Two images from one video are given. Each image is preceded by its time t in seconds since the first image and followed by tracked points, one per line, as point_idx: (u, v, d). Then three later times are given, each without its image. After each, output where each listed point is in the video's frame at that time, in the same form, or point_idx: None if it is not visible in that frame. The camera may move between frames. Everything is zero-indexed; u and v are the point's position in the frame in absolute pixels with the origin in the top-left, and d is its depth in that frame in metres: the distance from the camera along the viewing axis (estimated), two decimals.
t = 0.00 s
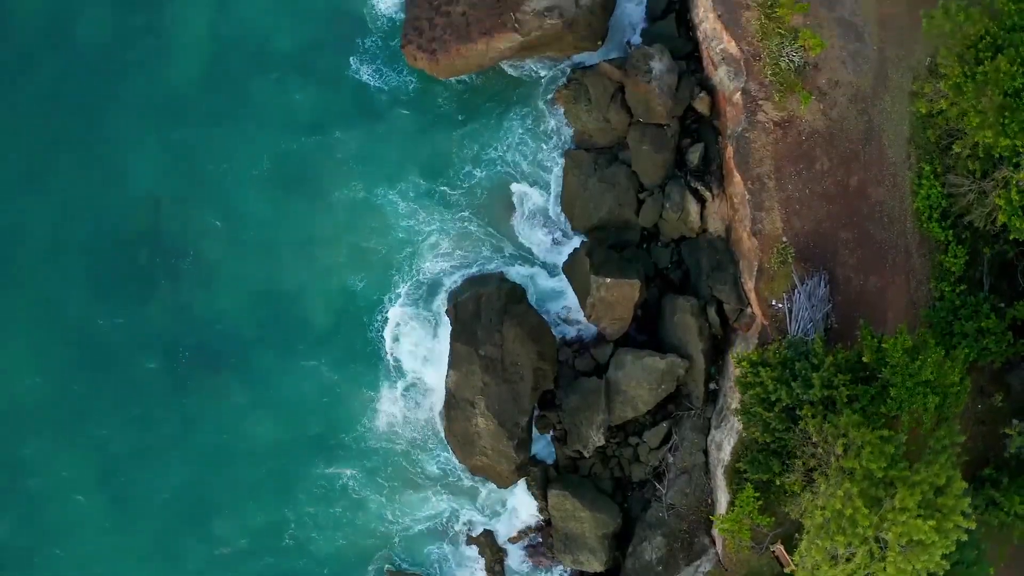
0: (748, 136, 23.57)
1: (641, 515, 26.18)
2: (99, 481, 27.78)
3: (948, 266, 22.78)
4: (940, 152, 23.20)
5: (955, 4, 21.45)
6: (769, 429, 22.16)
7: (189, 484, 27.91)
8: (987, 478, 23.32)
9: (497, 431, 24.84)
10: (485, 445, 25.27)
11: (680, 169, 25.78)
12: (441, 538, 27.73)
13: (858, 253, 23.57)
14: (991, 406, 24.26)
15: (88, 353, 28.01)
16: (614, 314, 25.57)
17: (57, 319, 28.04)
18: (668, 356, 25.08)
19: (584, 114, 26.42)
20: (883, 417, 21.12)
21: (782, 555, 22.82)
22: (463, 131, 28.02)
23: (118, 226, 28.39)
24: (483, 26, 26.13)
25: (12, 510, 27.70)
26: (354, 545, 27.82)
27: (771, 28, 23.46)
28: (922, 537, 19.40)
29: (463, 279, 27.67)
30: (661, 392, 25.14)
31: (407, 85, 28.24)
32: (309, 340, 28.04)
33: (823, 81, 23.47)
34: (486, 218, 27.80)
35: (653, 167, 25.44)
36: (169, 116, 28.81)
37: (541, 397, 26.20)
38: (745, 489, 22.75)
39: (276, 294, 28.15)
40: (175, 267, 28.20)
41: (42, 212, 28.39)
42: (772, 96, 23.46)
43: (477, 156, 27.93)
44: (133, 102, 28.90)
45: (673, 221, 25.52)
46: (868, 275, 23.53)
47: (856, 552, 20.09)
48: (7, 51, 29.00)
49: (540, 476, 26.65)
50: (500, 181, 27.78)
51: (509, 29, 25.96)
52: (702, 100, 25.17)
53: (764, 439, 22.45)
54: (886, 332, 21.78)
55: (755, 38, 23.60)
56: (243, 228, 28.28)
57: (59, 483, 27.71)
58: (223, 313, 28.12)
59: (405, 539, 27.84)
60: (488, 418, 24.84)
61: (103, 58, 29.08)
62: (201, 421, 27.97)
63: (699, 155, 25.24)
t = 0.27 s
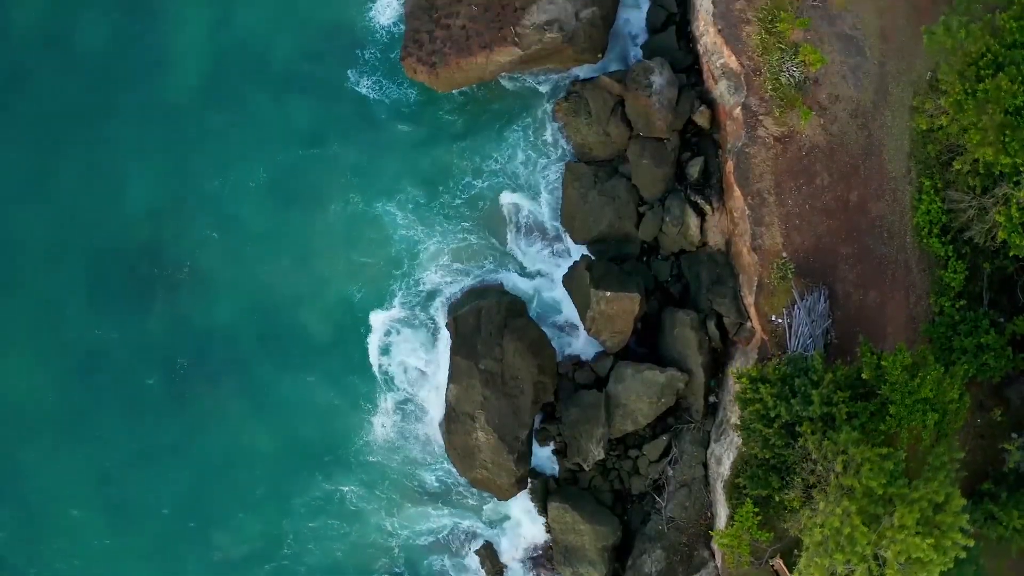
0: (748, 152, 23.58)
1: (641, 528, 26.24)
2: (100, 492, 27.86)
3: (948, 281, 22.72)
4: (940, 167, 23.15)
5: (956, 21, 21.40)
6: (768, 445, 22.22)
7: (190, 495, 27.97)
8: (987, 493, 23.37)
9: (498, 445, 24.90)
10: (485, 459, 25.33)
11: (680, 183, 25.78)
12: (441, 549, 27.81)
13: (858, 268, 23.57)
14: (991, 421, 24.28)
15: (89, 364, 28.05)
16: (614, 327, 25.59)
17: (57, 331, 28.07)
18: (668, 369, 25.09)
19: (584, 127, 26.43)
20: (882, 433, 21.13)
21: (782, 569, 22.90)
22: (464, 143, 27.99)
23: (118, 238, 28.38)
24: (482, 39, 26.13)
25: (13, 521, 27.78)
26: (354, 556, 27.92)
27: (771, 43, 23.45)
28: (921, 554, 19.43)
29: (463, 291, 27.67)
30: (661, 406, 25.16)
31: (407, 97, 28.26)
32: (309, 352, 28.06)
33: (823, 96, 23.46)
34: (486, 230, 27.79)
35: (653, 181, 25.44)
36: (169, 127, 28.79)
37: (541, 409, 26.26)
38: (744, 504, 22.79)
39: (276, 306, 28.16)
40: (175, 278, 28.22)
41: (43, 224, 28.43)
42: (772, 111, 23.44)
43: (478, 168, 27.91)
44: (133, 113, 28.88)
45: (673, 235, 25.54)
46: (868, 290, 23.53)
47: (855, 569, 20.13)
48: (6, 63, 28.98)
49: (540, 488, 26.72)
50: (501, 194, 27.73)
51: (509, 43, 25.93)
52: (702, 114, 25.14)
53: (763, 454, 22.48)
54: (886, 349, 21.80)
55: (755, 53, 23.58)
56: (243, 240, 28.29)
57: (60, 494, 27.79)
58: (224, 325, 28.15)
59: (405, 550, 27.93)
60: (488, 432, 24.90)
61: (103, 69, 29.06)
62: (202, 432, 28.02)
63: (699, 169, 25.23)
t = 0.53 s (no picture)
0: (749, 167, 23.58)
1: (641, 540, 26.29)
2: (100, 503, 27.90)
3: (948, 296, 22.70)
4: (940, 182, 23.15)
5: (956, 37, 21.34)
6: (767, 460, 22.28)
7: (189, 506, 28.02)
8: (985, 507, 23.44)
9: (498, 458, 24.93)
10: (485, 472, 25.37)
11: (680, 196, 25.77)
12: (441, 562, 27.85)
13: (858, 283, 23.57)
14: (989, 435, 24.35)
15: (88, 376, 28.06)
16: (614, 341, 25.60)
17: (57, 342, 28.05)
18: (668, 383, 25.10)
19: (584, 140, 26.40)
20: (882, 450, 21.11)
21: None
22: (463, 154, 27.97)
23: (117, 249, 28.36)
24: (482, 53, 26.08)
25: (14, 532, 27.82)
26: (354, 569, 27.96)
27: (772, 58, 23.42)
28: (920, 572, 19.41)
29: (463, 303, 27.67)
30: (661, 419, 25.18)
31: (407, 108, 28.24)
32: (309, 364, 28.06)
33: (823, 111, 23.44)
34: (485, 241, 27.78)
35: (653, 195, 25.44)
36: (168, 138, 28.74)
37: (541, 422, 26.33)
38: (744, 520, 22.85)
39: (276, 318, 28.16)
40: (175, 290, 28.21)
41: (42, 235, 28.40)
42: (773, 126, 23.43)
43: (477, 179, 27.89)
44: (132, 124, 28.83)
45: (673, 249, 25.53)
46: (868, 305, 23.55)
47: None
48: (4, 74, 28.91)
49: (540, 501, 26.76)
50: (501, 206, 27.71)
51: (509, 56, 25.89)
52: (702, 127, 25.12)
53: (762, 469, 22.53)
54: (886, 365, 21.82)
55: (756, 68, 23.55)
56: (243, 251, 28.28)
57: (60, 505, 27.81)
58: (223, 336, 28.15)
59: (404, 562, 27.96)
60: (488, 446, 24.93)
61: (102, 80, 29.01)
62: (202, 444, 28.06)
63: (699, 183, 25.22)
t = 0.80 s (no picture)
0: (749, 182, 23.58)
1: (640, 553, 26.36)
2: (100, 514, 27.93)
3: (948, 311, 22.69)
4: (941, 198, 23.13)
5: (957, 52, 21.29)
6: (767, 477, 22.33)
7: (190, 517, 28.06)
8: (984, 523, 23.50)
9: (497, 472, 24.98)
10: (485, 485, 25.42)
11: (680, 210, 25.79)
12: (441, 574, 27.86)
13: (858, 298, 23.58)
14: (988, 450, 24.40)
15: (88, 387, 28.06)
16: (614, 354, 25.61)
17: (56, 353, 28.05)
18: (667, 397, 25.12)
19: (584, 153, 26.39)
20: (881, 467, 21.14)
21: None
22: (463, 165, 27.95)
23: (117, 260, 28.33)
24: (482, 66, 26.04)
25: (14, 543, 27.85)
26: None
27: (772, 73, 23.40)
28: None
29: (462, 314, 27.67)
30: (661, 432, 25.21)
31: (407, 120, 28.22)
32: (309, 376, 28.08)
33: (824, 126, 23.41)
34: (484, 253, 27.77)
35: (653, 209, 25.43)
36: (167, 149, 28.69)
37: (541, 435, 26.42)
38: (743, 535, 22.91)
39: (276, 330, 28.15)
40: (175, 301, 28.20)
41: (42, 246, 28.36)
42: (773, 142, 23.43)
43: (477, 190, 27.87)
44: (132, 135, 28.77)
45: (673, 262, 25.52)
46: (867, 321, 23.56)
47: None
48: (3, 86, 28.82)
49: (540, 513, 26.80)
50: (500, 217, 27.70)
51: (509, 71, 25.87)
52: (702, 141, 25.14)
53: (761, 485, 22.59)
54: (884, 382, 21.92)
55: (756, 83, 23.53)
56: (243, 262, 28.26)
57: (60, 516, 27.84)
58: (223, 348, 28.15)
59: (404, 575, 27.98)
60: (488, 460, 24.97)
61: (101, 91, 28.94)
62: (202, 455, 28.08)
63: (699, 197, 25.22)
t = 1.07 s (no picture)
0: (749, 198, 23.59)
1: (640, 565, 26.42)
2: (101, 527, 27.98)
3: (947, 326, 22.69)
4: (940, 213, 23.14)
5: (958, 70, 21.25)
6: (766, 492, 22.33)
7: (190, 529, 28.09)
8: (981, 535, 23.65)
9: (498, 486, 25.02)
10: (485, 499, 25.45)
11: (680, 224, 25.81)
12: None
13: (858, 313, 23.61)
14: (987, 463, 24.52)
15: (88, 399, 28.07)
16: (613, 368, 25.62)
17: (56, 366, 28.06)
18: (667, 410, 25.15)
19: (584, 167, 26.41)
20: (881, 483, 21.08)
21: None
22: (462, 177, 27.94)
23: (116, 272, 28.31)
24: (482, 80, 25.99)
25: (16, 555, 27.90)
26: None
27: (772, 89, 23.39)
28: None
29: (461, 326, 27.66)
30: (661, 446, 25.25)
31: (406, 131, 28.23)
32: (309, 388, 28.09)
33: (824, 142, 23.39)
34: (484, 265, 27.77)
35: (653, 223, 25.44)
36: (167, 161, 28.66)
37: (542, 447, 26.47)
38: (743, 549, 22.92)
39: (276, 342, 28.14)
40: (175, 313, 28.20)
41: (42, 259, 28.33)
42: (773, 157, 23.45)
43: (476, 202, 27.86)
44: (131, 147, 28.73)
45: (673, 276, 25.51)
46: (867, 335, 23.59)
47: None
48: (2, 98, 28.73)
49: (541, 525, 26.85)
50: (500, 229, 27.70)
51: (509, 85, 25.76)
52: (702, 155, 25.22)
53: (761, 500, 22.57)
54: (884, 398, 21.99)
55: (756, 98, 23.55)
56: (242, 274, 28.24)
57: (61, 529, 27.88)
58: (223, 360, 28.17)
59: None
60: (488, 474, 25.00)
61: (100, 103, 28.88)
62: (202, 467, 28.11)
63: (699, 211, 25.26)
